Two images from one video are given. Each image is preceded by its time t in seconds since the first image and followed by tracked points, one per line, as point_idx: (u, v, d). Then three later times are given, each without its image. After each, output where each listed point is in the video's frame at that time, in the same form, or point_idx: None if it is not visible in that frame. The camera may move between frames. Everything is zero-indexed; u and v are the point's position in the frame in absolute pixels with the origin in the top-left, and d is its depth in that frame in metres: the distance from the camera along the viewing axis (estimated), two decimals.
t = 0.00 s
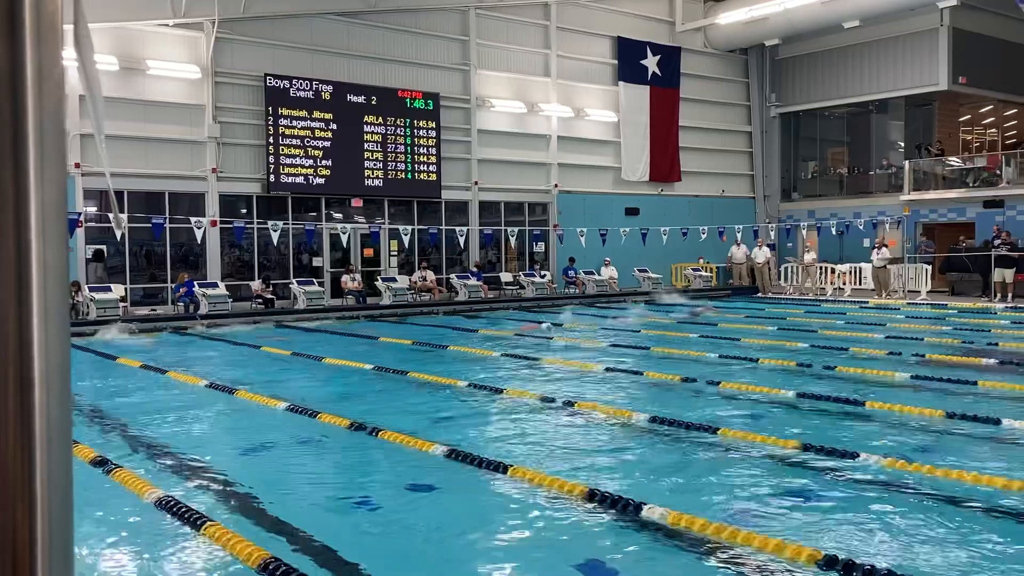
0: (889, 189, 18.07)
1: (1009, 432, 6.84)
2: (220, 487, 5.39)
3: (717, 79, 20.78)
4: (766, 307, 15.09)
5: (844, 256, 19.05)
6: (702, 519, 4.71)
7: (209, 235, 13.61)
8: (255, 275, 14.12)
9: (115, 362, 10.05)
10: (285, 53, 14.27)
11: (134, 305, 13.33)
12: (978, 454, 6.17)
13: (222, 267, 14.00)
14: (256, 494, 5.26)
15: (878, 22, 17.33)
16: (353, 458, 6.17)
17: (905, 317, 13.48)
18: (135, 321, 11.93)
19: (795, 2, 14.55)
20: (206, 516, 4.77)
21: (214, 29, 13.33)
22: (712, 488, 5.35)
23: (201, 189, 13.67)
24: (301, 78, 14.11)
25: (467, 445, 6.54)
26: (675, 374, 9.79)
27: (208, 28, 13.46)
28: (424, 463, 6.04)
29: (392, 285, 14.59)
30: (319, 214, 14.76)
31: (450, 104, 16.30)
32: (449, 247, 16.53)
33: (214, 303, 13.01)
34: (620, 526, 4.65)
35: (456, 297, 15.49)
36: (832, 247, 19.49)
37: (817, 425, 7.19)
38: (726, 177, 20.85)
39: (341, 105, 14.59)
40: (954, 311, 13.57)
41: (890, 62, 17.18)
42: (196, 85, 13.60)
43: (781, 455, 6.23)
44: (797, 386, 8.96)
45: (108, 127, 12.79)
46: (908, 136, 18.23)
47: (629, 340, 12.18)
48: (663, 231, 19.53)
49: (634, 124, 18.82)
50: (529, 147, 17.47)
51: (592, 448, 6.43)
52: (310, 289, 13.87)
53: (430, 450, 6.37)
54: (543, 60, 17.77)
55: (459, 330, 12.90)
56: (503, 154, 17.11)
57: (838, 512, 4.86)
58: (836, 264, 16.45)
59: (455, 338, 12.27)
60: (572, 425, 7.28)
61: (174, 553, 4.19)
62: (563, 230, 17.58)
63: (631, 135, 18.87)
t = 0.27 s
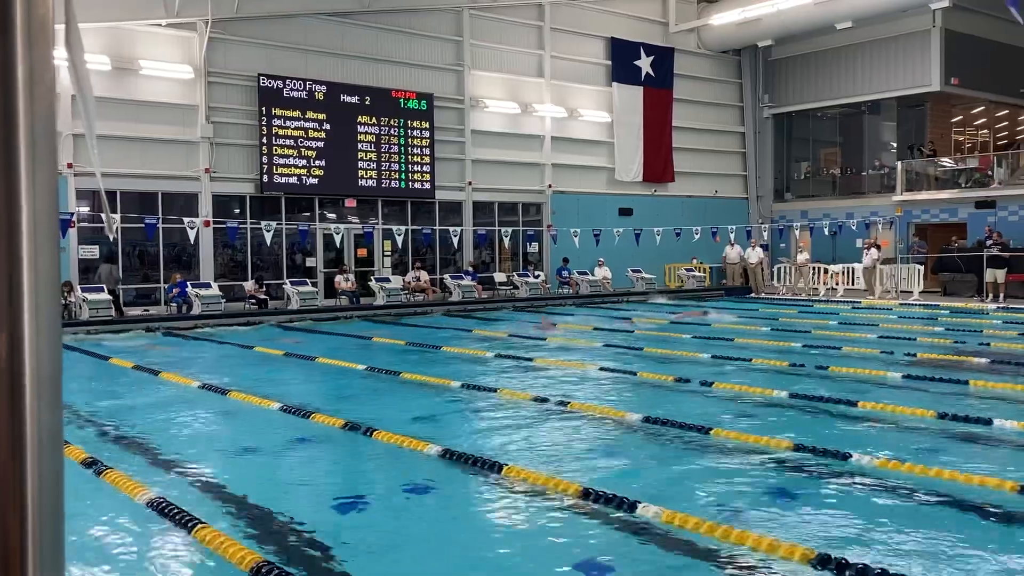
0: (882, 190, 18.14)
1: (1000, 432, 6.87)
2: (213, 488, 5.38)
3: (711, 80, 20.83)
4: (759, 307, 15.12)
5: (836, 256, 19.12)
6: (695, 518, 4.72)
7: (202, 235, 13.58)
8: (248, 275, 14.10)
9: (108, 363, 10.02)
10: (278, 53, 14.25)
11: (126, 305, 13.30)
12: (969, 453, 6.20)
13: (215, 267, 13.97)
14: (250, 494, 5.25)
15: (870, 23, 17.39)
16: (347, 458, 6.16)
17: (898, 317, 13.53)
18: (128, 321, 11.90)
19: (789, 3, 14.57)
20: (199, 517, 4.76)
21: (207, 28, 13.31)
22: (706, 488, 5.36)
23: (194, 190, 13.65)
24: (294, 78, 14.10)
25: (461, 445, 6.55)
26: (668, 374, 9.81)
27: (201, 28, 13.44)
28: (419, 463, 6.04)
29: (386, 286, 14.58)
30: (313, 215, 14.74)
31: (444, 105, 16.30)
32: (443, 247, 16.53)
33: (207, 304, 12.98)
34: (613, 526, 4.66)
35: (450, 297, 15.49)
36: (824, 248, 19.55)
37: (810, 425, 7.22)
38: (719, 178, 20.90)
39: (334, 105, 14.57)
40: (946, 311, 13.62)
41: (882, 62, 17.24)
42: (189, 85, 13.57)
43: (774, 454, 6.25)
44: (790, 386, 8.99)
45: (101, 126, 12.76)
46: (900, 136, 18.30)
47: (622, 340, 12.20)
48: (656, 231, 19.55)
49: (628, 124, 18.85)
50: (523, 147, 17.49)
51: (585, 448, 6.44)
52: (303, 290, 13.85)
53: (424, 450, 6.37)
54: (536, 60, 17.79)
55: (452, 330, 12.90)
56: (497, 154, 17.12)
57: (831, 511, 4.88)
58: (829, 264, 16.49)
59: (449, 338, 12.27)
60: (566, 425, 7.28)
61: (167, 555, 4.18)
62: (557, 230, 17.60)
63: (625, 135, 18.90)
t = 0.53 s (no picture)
0: (876, 191, 18.18)
1: (993, 433, 6.90)
2: (207, 489, 5.37)
3: (706, 81, 20.85)
4: (754, 308, 15.15)
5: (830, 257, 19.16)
6: (690, 519, 4.72)
7: (197, 236, 13.55)
8: (243, 276, 14.08)
9: (102, 364, 9.99)
10: (272, 54, 14.23)
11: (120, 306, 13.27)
12: (962, 454, 6.22)
13: (210, 268, 13.95)
14: (244, 496, 5.24)
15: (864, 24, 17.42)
16: (342, 460, 6.15)
17: (892, 318, 13.57)
18: (122, 322, 11.87)
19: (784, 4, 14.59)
20: (194, 519, 4.75)
21: (201, 29, 13.29)
22: (701, 489, 5.37)
23: (189, 190, 13.62)
24: (289, 79, 14.07)
25: (456, 446, 6.54)
26: (663, 375, 9.82)
27: (195, 28, 13.41)
28: (414, 464, 6.03)
29: (381, 286, 14.57)
30: (307, 215, 14.72)
31: (439, 105, 16.31)
32: (438, 248, 16.52)
33: (201, 304, 12.95)
34: (608, 527, 4.66)
35: (445, 298, 15.49)
36: (818, 248, 19.59)
37: (803, 426, 7.23)
38: (714, 178, 20.93)
39: (329, 105, 14.55)
40: (939, 312, 13.66)
41: (877, 63, 17.27)
42: (183, 85, 13.55)
43: (768, 455, 6.25)
44: (784, 387, 9.00)
45: (95, 127, 12.73)
46: (895, 137, 18.35)
47: (617, 340, 12.21)
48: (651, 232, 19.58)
49: (622, 125, 18.87)
50: (517, 148, 17.50)
51: (580, 449, 6.44)
52: (298, 290, 13.83)
53: (420, 451, 6.37)
54: (531, 61, 17.80)
55: (447, 331, 12.89)
56: (491, 155, 17.12)
57: (825, 512, 4.88)
58: (823, 265, 16.51)
59: (443, 339, 12.26)
60: (560, 426, 7.28)
61: (161, 557, 4.17)
62: (552, 231, 17.62)
63: (619, 136, 18.92)
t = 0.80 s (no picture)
0: (868, 192, 18.26)
1: (984, 433, 6.93)
2: (200, 491, 5.35)
3: (699, 83, 20.91)
4: (747, 308, 15.18)
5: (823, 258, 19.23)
6: (684, 520, 4.72)
7: (190, 237, 13.51)
8: (236, 277, 14.06)
9: (94, 365, 9.95)
10: (266, 55, 14.22)
11: (113, 307, 13.22)
12: (956, 455, 6.23)
13: (203, 269, 13.91)
14: (237, 498, 5.21)
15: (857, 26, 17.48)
16: (335, 461, 6.14)
17: (884, 318, 13.62)
18: (115, 324, 11.83)
19: (778, 5, 14.62)
20: (187, 521, 4.73)
21: (194, 30, 13.27)
22: (694, 490, 5.37)
23: (182, 191, 13.60)
24: (282, 80, 14.05)
25: (449, 447, 6.54)
26: (657, 376, 9.83)
27: (188, 29, 13.40)
28: (407, 466, 6.01)
29: (374, 287, 14.56)
30: (301, 217, 14.70)
31: (432, 106, 16.31)
32: (432, 249, 16.52)
33: (194, 306, 12.91)
34: (602, 528, 4.65)
35: (438, 299, 15.49)
36: (812, 249, 19.64)
37: (795, 426, 7.25)
38: (707, 180, 20.98)
39: (323, 106, 14.54)
40: (932, 313, 13.72)
41: (870, 65, 17.33)
42: (176, 86, 13.53)
43: (761, 456, 6.26)
44: (777, 388, 9.02)
45: (87, 128, 12.69)
46: (887, 139, 18.43)
47: (611, 341, 12.22)
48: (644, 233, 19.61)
49: (616, 126, 18.92)
50: (511, 149, 17.52)
51: (574, 450, 6.44)
52: (292, 292, 13.81)
53: (413, 453, 6.35)
54: (525, 62, 17.82)
55: (441, 332, 12.89)
56: (485, 155, 17.13)
57: (818, 513, 4.89)
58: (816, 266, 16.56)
59: (437, 340, 12.26)
60: (554, 427, 7.28)
61: (155, 558, 4.16)
62: (546, 232, 17.65)
63: (613, 137, 18.95)
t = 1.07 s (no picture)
0: (861, 193, 18.32)
1: (975, 433, 6.96)
2: (193, 492, 5.33)
3: (692, 84, 20.94)
4: (740, 309, 15.21)
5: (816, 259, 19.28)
6: (677, 521, 4.73)
7: (183, 238, 13.48)
8: (229, 278, 14.03)
9: (86, 366, 9.92)
10: (259, 56, 14.20)
11: (105, 308, 13.17)
12: (948, 455, 6.24)
13: (196, 270, 13.88)
14: (230, 499, 5.20)
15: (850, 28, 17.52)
16: (328, 462, 6.12)
17: (876, 319, 13.68)
18: (107, 325, 11.79)
19: (771, 7, 14.65)
20: (180, 522, 4.72)
21: (187, 30, 13.25)
22: (687, 490, 5.37)
23: (175, 192, 13.57)
24: (275, 80, 14.02)
25: (442, 448, 6.54)
26: (650, 377, 9.84)
27: (181, 29, 13.37)
28: (400, 467, 6.00)
29: (368, 288, 14.56)
30: (294, 217, 14.69)
31: (426, 107, 16.31)
32: (426, 250, 16.52)
33: (187, 307, 12.88)
34: (595, 529, 4.66)
35: (432, 300, 15.48)
36: (804, 250, 19.69)
37: (788, 427, 7.26)
38: (700, 181, 21.02)
39: (316, 107, 14.51)
40: (924, 313, 13.77)
41: (862, 66, 17.38)
42: (169, 87, 13.50)
43: (753, 457, 6.27)
44: (770, 389, 9.03)
45: (79, 129, 12.66)
46: (880, 140, 18.49)
47: (604, 343, 12.23)
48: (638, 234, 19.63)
49: (609, 127, 18.94)
50: (504, 150, 17.52)
51: (567, 451, 6.44)
52: (285, 293, 13.78)
53: (406, 454, 6.35)
54: (518, 63, 17.83)
55: (435, 333, 12.88)
56: (478, 157, 17.12)
57: (810, 514, 4.90)
58: (809, 267, 16.59)
59: (431, 341, 12.25)
60: (547, 428, 7.27)
61: (147, 559, 4.14)
62: (539, 233, 17.65)
63: (606, 138, 18.98)
